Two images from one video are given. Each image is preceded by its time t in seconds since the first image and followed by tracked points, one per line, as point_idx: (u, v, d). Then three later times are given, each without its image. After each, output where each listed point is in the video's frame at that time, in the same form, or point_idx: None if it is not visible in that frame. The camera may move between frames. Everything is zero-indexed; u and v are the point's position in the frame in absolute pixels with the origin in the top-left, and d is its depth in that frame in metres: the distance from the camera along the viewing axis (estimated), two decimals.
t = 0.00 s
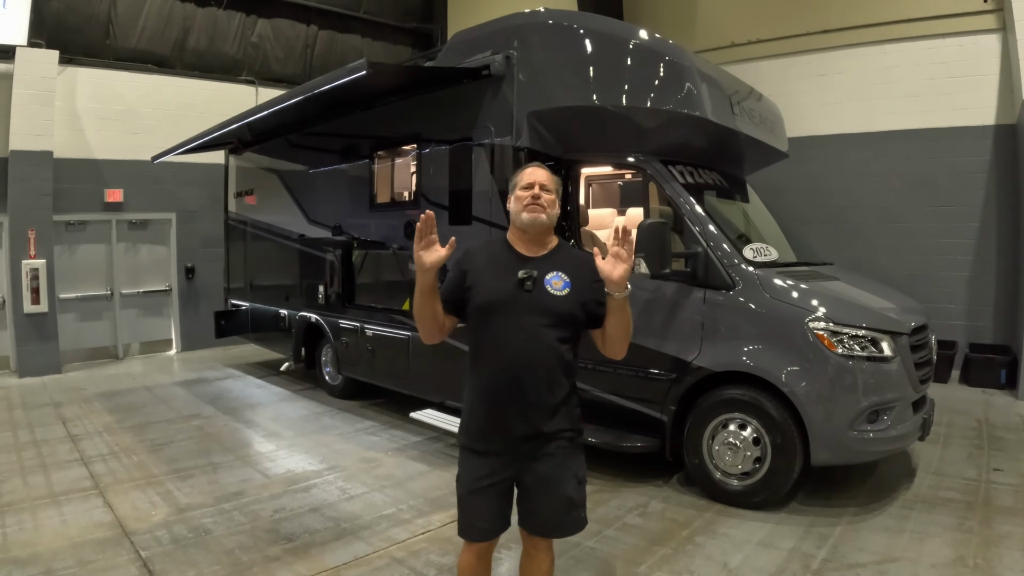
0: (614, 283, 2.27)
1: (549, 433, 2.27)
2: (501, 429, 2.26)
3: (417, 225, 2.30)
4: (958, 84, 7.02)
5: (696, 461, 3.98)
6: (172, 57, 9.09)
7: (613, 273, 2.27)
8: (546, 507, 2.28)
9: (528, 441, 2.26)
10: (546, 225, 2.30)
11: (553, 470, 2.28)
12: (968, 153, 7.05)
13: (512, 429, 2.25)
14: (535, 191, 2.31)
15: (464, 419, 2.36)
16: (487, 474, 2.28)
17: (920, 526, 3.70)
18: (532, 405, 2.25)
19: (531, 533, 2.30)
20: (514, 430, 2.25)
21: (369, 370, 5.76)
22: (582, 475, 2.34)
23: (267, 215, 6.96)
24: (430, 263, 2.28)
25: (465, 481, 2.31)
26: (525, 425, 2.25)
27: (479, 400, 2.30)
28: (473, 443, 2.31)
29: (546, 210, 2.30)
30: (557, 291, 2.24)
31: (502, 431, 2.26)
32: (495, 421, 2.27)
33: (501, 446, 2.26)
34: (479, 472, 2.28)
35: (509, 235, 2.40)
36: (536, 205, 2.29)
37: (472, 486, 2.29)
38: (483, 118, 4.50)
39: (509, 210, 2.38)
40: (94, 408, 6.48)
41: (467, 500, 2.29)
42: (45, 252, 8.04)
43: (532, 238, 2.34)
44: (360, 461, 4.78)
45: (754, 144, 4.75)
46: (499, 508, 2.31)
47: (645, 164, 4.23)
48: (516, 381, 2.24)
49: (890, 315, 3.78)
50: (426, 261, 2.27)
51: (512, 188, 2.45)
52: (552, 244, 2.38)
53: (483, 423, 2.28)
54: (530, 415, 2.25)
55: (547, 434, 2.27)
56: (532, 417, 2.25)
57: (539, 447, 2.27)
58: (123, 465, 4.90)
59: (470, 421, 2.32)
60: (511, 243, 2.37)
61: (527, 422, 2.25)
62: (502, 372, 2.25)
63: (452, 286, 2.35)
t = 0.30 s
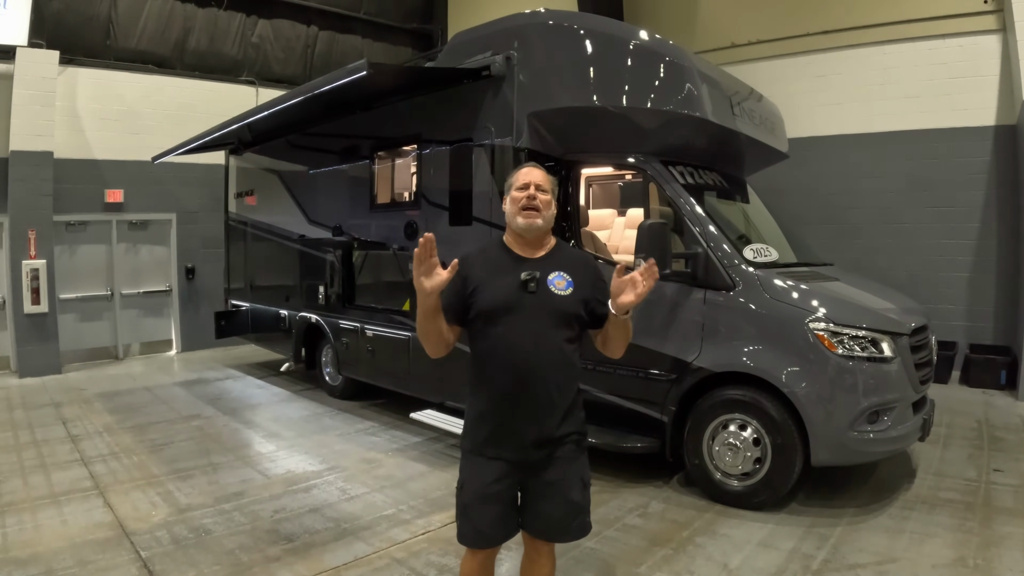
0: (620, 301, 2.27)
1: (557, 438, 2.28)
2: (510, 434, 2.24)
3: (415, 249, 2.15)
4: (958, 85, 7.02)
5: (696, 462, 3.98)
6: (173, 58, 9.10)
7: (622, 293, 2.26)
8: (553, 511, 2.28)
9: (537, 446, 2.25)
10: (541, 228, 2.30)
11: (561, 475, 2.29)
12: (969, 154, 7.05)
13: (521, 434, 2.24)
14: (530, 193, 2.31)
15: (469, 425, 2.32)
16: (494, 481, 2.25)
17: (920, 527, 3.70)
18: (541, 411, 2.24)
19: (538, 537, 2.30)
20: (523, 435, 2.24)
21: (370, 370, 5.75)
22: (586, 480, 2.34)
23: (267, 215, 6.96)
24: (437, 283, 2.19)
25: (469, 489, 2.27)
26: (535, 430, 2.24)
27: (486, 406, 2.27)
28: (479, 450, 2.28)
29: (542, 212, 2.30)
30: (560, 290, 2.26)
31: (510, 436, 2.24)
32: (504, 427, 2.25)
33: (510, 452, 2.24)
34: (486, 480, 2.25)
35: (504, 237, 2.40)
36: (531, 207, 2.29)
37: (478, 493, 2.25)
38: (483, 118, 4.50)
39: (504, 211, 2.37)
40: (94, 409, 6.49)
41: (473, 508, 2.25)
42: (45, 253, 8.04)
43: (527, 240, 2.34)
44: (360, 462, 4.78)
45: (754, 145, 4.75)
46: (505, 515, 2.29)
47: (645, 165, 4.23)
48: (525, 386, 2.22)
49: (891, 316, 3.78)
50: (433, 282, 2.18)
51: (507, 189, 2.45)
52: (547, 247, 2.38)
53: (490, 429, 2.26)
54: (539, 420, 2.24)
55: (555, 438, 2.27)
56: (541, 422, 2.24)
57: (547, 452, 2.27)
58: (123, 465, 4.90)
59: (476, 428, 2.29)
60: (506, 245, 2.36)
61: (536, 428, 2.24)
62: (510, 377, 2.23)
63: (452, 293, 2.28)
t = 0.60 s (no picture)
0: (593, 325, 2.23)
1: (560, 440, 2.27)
2: (512, 438, 2.24)
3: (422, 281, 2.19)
4: (959, 85, 7.02)
5: (697, 462, 3.98)
6: (173, 58, 9.10)
7: (595, 320, 2.21)
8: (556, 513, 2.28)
9: (540, 449, 2.24)
10: (541, 224, 2.30)
11: (563, 477, 2.28)
12: (969, 154, 7.04)
13: (523, 437, 2.24)
14: (527, 189, 2.31)
15: (471, 428, 2.32)
16: (496, 484, 2.25)
17: (920, 527, 3.70)
18: (543, 413, 2.24)
19: (541, 539, 2.30)
20: (525, 438, 2.24)
21: (370, 370, 5.76)
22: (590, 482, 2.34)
23: (268, 215, 6.96)
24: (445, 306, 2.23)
25: (470, 492, 2.26)
26: (537, 433, 2.24)
27: (488, 410, 2.26)
28: (481, 453, 2.27)
29: (540, 208, 2.31)
30: (561, 291, 2.26)
31: (512, 440, 2.24)
32: (506, 430, 2.24)
33: (512, 455, 2.24)
34: (488, 483, 2.24)
35: (503, 236, 2.40)
36: (529, 205, 2.30)
37: (480, 496, 2.24)
38: (483, 118, 4.50)
39: (502, 211, 2.37)
40: (94, 409, 6.49)
41: (474, 511, 2.24)
42: (46, 253, 8.04)
43: (526, 238, 2.34)
44: (360, 462, 4.78)
45: (754, 145, 4.74)
46: (507, 517, 2.28)
47: (646, 165, 4.22)
48: (528, 389, 2.22)
49: (891, 316, 3.78)
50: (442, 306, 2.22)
51: (503, 188, 2.45)
52: (547, 244, 2.38)
53: (492, 432, 2.25)
54: (541, 422, 2.23)
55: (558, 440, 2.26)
56: (543, 424, 2.24)
57: (549, 454, 2.27)
58: (123, 465, 4.90)
59: (478, 431, 2.28)
60: (506, 244, 2.36)
61: (539, 430, 2.23)
62: (513, 380, 2.22)
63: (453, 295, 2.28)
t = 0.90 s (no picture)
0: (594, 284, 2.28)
1: (557, 441, 2.27)
2: (509, 437, 2.24)
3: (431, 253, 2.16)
4: (959, 85, 7.02)
5: (697, 462, 3.98)
6: (174, 59, 9.10)
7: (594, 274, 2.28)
8: (552, 514, 2.28)
9: (537, 449, 2.24)
10: (538, 224, 2.30)
11: (560, 478, 2.28)
12: (969, 154, 7.05)
13: (520, 437, 2.24)
14: (521, 190, 2.31)
15: (467, 427, 2.31)
16: (493, 484, 2.24)
17: (921, 527, 3.70)
18: (541, 413, 2.24)
19: (537, 540, 2.30)
20: (523, 438, 2.24)
21: (370, 370, 5.76)
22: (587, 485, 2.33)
23: (268, 215, 6.96)
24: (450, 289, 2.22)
25: (468, 491, 2.26)
26: (534, 433, 2.24)
27: (486, 409, 2.26)
28: (477, 453, 2.27)
29: (536, 208, 2.31)
30: (557, 290, 2.25)
31: (509, 439, 2.24)
32: (503, 429, 2.25)
33: (509, 455, 2.24)
34: (484, 483, 2.24)
35: (500, 237, 2.40)
36: (525, 206, 2.30)
37: (476, 496, 2.24)
38: (484, 118, 4.50)
39: (496, 212, 2.37)
40: (95, 408, 6.49)
41: (471, 510, 2.24)
42: (46, 253, 8.04)
43: (524, 239, 2.35)
44: (361, 462, 4.78)
45: (755, 145, 4.74)
46: (504, 517, 2.28)
47: (646, 165, 4.23)
48: (525, 389, 2.22)
49: (891, 315, 3.78)
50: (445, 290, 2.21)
51: (495, 188, 2.45)
52: (544, 241, 2.39)
53: (489, 432, 2.25)
54: (538, 422, 2.24)
55: (555, 441, 2.26)
56: (540, 424, 2.24)
57: (546, 455, 2.27)
58: (123, 465, 4.90)
59: (475, 430, 2.28)
60: (502, 244, 2.36)
61: (536, 430, 2.24)
62: (510, 380, 2.22)
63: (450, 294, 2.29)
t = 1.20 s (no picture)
0: (592, 322, 2.22)
1: (553, 443, 2.26)
2: (505, 438, 2.24)
3: (391, 295, 2.22)
4: (959, 85, 7.02)
5: (698, 461, 3.98)
6: (174, 59, 9.11)
7: (594, 317, 2.19)
8: (548, 517, 2.27)
9: (532, 450, 2.24)
10: (532, 223, 2.31)
11: (557, 479, 2.28)
12: (969, 154, 7.05)
13: (515, 438, 2.24)
14: (514, 191, 2.32)
15: (464, 427, 2.32)
16: (488, 485, 2.25)
17: (922, 527, 3.70)
18: (536, 414, 2.23)
19: (533, 542, 2.30)
20: (517, 439, 2.23)
21: (370, 370, 5.76)
22: (585, 486, 2.33)
23: (269, 216, 6.97)
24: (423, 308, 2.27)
25: (464, 491, 2.26)
26: (530, 433, 2.23)
27: (480, 410, 2.27)
28: (472, 453, 2.28)
29: (530, 208, 2.31)
30: (551, 288, 2.25)
31: (504, 440, 2.24)
32: (498, 430, 2.25)
33: (504, 456, 2.24)
34: (479, 484, 2.25)
35: (495, 238, 2.41)
36: (519, 206, 2.30)
37: (472, 496, 2.25)
38: (485, 118, 4.50)
39: (491, 213, 2.38)
40: (96, 409, 6.50)
41: (468, 511, 2.25)
42: (47, 253, 8.05)
43: (518, 239, 2.35)
44: (361, 462, 4.79)
45: (755, 145, 4.74)
46: (501, 518, 2.28)
47: (647, 165, 4.23)
48: (520, 389, 2.22)
49: (892, 315, 3.78)
50: (417, 312, 2.26)
51: (489, 189, 2.46)
52: (540, 241, 2.39)
53: (484, 432, 2.26)
54: (533, 424, 2.23)
55: (551, 442, 2.26)
56: (535, 425, 2.23)
57: (541, 456, 2.26)
58: (124, 465, 4.90)
59: (470, 431, 2.29)
60: (496, 245, 2.38)
61: (530, 432, 2.23)
62: (504, 380, 2.23)
63: (446, 296, 2.33)
